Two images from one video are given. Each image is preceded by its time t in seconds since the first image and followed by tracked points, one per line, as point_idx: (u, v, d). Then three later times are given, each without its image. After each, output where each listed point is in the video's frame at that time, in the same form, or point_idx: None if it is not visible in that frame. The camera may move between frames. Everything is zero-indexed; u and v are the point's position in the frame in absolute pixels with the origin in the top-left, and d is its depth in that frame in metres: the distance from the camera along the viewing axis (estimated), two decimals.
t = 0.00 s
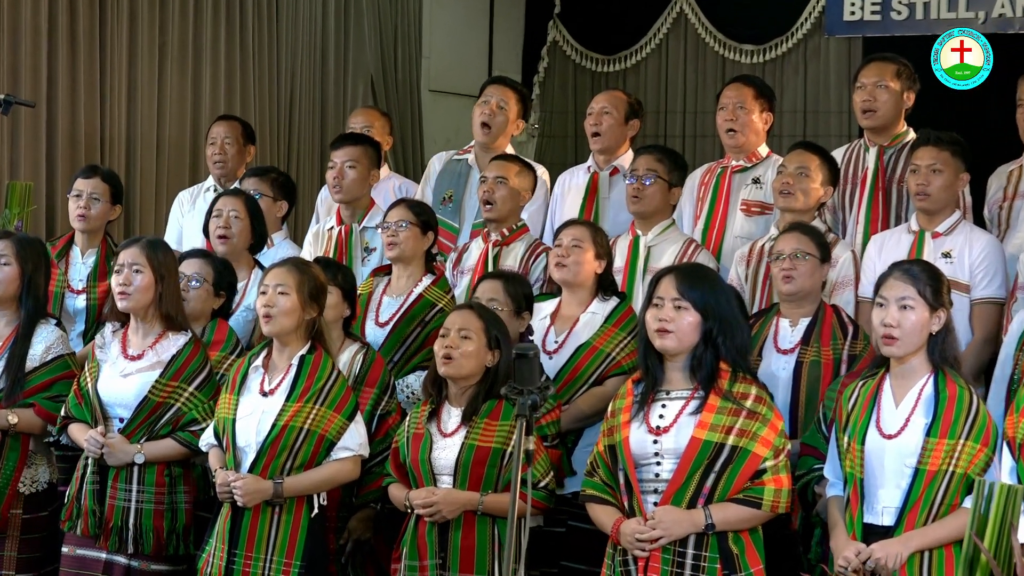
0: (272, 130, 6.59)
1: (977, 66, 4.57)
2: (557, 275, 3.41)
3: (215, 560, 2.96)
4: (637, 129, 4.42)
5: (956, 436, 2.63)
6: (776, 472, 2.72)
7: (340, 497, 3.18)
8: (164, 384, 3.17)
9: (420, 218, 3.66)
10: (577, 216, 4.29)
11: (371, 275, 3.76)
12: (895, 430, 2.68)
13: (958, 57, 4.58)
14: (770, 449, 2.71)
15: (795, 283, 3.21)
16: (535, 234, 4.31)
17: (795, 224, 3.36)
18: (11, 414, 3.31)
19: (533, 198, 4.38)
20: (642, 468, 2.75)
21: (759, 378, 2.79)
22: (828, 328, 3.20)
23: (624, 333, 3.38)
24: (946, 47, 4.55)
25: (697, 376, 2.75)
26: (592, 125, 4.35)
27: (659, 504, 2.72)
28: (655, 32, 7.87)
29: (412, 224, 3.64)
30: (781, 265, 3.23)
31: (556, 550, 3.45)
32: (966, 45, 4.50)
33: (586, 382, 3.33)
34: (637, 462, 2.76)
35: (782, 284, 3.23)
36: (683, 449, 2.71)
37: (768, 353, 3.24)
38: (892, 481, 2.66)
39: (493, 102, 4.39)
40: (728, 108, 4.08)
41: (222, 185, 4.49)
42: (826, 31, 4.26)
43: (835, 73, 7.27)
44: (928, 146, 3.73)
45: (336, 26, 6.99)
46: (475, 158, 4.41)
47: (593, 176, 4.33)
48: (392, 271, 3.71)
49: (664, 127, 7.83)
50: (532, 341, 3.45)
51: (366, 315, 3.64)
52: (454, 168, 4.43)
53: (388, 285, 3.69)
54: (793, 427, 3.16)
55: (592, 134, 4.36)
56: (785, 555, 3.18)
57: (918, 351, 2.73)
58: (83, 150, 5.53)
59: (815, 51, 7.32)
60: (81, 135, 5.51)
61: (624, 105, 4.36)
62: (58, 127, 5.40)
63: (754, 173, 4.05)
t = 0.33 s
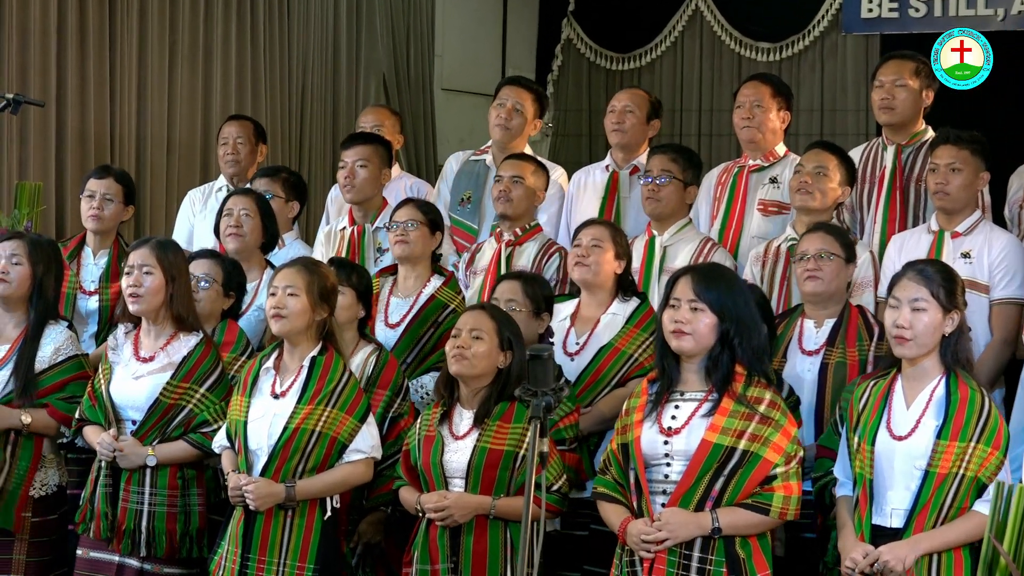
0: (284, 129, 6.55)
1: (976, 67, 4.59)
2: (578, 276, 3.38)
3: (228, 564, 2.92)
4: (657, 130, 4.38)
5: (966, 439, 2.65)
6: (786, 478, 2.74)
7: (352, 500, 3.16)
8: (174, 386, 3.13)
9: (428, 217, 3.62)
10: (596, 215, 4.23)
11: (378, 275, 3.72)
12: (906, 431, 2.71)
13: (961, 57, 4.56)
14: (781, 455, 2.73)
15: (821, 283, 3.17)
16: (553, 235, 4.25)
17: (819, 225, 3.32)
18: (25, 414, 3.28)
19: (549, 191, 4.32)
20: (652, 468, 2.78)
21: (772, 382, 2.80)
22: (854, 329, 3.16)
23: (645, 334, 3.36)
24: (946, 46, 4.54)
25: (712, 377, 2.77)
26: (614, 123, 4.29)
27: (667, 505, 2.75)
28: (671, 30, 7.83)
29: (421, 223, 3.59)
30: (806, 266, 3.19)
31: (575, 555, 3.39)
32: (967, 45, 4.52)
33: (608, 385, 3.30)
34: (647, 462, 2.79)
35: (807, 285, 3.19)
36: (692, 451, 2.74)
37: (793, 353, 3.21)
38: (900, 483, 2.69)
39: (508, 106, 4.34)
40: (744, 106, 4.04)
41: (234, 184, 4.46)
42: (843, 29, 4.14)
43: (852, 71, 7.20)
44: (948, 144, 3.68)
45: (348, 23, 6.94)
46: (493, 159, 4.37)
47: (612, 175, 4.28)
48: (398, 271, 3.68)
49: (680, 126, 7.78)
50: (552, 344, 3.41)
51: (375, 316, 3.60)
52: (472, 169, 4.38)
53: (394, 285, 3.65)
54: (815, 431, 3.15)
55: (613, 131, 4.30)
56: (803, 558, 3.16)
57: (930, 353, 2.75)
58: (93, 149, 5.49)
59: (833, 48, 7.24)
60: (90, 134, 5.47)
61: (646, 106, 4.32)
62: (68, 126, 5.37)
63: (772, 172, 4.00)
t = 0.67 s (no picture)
0: (300, 129, 6.54)
1: (978, 67, 4.02)
2: (597, 276, 3.39)
3: (249, 564, 2.91)
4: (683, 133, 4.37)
5: (976, 439, 2.65)
6: (798, 481, 2.75)
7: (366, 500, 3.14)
8: (196, 388, 3.12)
9: (441, 217, 3.61)
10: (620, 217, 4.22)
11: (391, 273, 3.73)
12: (916, 431, 2.71)
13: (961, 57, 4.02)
14: (793, 458, 2.73)
15: (843, 283, 3.16)
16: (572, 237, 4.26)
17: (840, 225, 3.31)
18: (36, 417, 3.27)
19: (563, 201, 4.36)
20: (664, 469, 2.80)
21: (785, 385, 2.81)
22: (876, 329, 3.15)
23: (664, 334, 3.35)
24: (946, 46, 4.00)
25: (726, 378, 2.79)
26: (643, 124, 4.27)
27: (678, 507, 2.76)
28: (687, 29, 7.80)
29: (434, 224, 3.58)
30: (828, 265, 3.18)
31: (593, 555, 3.40)
32: (967, 45, 4.01)
33: (629, 384, 3.31)
34: (659, 462, 2.80)
35: (828, 284, 3.19)
36: (704, 454, 2.75)
37: (814, 354, 3.22)
38: (910, 483, 2.69)
39: (522, 114, 4.32)
40: (762, 106, 4.02)
41: (246, 185, 4.46)
42: (860, 29, 4.12)
43: (868, 69, 7.16)
44: (965, 143, 3.67)
45: (364, 23, 6.93)
46: (510, 164, 4.35)
47: (636, 176, 4.27)
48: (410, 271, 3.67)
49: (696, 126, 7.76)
50: (570, 344, 3.40)
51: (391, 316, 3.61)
52: (490, 174, 4.37)
53: (407, 286, 3.65)
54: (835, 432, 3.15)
55: (641, 132, 4.28)
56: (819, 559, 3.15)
57: (939, 352, 2.76)
58: (109, 150, 5.50)
59: (848, 48, 7.23)
60: (107, 134, 5.48)
61: (673, 107, 4.32)
62: (84, 126, 5.38)
63: (789, 172, 4.00)
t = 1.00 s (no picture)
0: (316, 129, 6.54)
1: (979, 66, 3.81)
2: (611, 276, 3.39)
3: (269, 561, 2.92)
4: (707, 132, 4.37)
5: (991, 438, 2.64)
6: (817, 479, 2.73)
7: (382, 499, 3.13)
8: (219, 384, 3.13)
9: (457, 218, 3.60)
10: (644, 219, 4.25)
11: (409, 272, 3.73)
12: (929, 430, 2.70)
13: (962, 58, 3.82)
14: (812, 455, 2.72)
15: (859, 282, 3.15)
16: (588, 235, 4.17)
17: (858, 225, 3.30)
18: (55, 414, 3.27)
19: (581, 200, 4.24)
20: (681, 467, 2.79)
21: (804, 383, 2.80)
22: (892, 330, 3.14)
23: (678, 333, 3.35)
24: (946, 45, 3.82)
25: (742, 376, 2.78)
26: (665, 123, 4.27)
27: (697, 505, 2.75)
28: (702, 29, 7.80)
29: (450, 225, 3.58)
30: (846, 265, 3.18)
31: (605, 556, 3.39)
32: (966, 45, 3.78)
33: (642, 383, 3.30)
34: (676, 460, 2.80)
35: (845, 283, 3.18)
36: (723, 451, 2.74)
37: (831, 354, 3.20)
38: (924, 482, 2.68)
39: (542, 114, 4.31)
40: (778, 107, 4.00)
41: (261, 184, 4.47)
42: (874, 29, 3.89)
43: (884, 68, 7.14)
44: (982, 143, 3.65)
45: (379, 24, 6.93)
46: (526, 160, 4.34)
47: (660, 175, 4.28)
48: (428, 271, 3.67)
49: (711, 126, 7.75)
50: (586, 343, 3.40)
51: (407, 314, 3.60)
52: (505, 171, 4.36)
53: (424, 285, 3.64)
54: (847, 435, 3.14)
55: (664, 131, 4.28)
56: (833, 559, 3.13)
57: (953, 353, 2.75)
58: (124, 150, 5.50)
59: (864, 48, 7.20)
60: (123, 135, 5.48)
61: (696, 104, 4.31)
62: (101, 127, 5.38)
63: (803, 172, 4.00)
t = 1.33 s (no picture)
0: (328, 130, 6.54)
1: (978, 67, 3.88)
2: (620, 275, 3.39)
3: (282, 561, 2.92)
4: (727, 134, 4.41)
5: (1004, 439, 2.63)
6: (835, 475, 2.73)
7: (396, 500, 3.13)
8: (232, 386, 3.12)
9: (476, 218, 3.60)
10: (661, 220, 4.26)
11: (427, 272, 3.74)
12: (942, 430, 2.70)
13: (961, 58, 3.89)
14: (830, 452, 2.73)
15: (868, 283, 3.15)
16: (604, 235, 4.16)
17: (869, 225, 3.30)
18: (67, 417, 3.27)
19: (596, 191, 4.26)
20: (698, 468, 2.79)
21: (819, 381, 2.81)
22: (900, 331, 3.13)
23: (687, 334, 3.35)
24: (946, 45, 3.88)
25: (756, 376, 2.78)
26: (688, 122, 4.31)
27: (715, 506, 2.74)
28: (715, 29, 7.77)
29: (469, 224, 3.58)
30: (855, 265, 3.17)
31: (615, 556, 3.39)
32: (967, 44, 3.86)
33: (650, 383, 3.30)
34: (693, 462, 2.79)
35: (855, 284, 3.18)
36: (741, 450, 2.74)
37: (839, 354, 3.20)
38: (936, 482, 2.68)
39: (557, 112, 4.31)
40: (788, 107, 4.00)
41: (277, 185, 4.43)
42: (887, 29, 3.93)
43: (897, 69, 7.10)
44: (994, 143, 3.64)
45: (391, 25, 6.93)
46: (542, 159, 4.34)
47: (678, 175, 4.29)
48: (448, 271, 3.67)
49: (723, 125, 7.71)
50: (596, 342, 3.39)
51: (423, 314, 3.60)
52: (521, 169, 4.37)
53: (442, 285, 3.64)
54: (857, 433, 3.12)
55: (685, 131, 4.32)
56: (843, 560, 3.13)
57: (966, 353, 2.74)
58: (137, 150, 5.50)
59: (877, 49, 7.17)
60: (135, 135, 5.47)
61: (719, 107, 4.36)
62: (113, 127, 5.38)
63: (815, 171, 3.99)
